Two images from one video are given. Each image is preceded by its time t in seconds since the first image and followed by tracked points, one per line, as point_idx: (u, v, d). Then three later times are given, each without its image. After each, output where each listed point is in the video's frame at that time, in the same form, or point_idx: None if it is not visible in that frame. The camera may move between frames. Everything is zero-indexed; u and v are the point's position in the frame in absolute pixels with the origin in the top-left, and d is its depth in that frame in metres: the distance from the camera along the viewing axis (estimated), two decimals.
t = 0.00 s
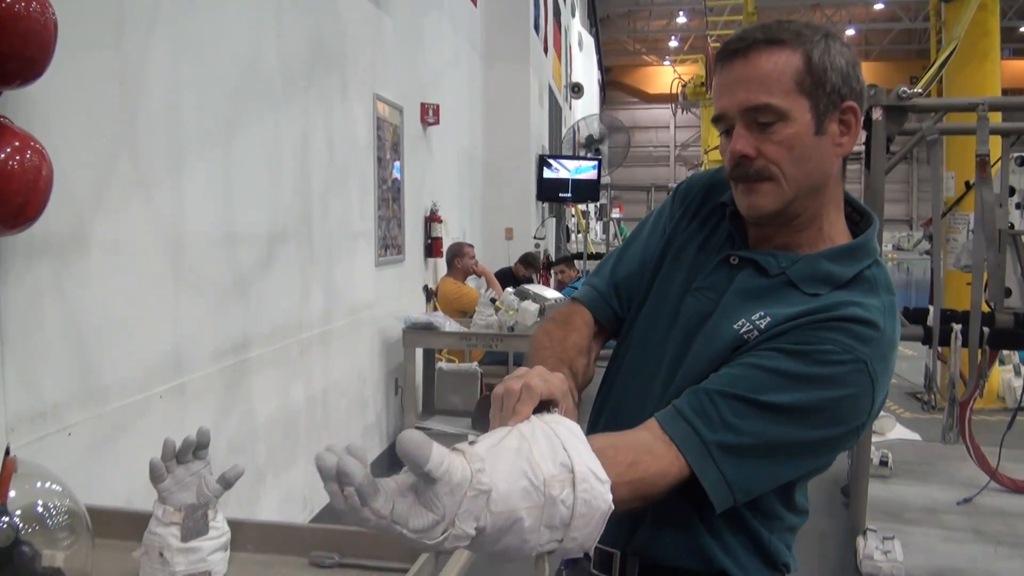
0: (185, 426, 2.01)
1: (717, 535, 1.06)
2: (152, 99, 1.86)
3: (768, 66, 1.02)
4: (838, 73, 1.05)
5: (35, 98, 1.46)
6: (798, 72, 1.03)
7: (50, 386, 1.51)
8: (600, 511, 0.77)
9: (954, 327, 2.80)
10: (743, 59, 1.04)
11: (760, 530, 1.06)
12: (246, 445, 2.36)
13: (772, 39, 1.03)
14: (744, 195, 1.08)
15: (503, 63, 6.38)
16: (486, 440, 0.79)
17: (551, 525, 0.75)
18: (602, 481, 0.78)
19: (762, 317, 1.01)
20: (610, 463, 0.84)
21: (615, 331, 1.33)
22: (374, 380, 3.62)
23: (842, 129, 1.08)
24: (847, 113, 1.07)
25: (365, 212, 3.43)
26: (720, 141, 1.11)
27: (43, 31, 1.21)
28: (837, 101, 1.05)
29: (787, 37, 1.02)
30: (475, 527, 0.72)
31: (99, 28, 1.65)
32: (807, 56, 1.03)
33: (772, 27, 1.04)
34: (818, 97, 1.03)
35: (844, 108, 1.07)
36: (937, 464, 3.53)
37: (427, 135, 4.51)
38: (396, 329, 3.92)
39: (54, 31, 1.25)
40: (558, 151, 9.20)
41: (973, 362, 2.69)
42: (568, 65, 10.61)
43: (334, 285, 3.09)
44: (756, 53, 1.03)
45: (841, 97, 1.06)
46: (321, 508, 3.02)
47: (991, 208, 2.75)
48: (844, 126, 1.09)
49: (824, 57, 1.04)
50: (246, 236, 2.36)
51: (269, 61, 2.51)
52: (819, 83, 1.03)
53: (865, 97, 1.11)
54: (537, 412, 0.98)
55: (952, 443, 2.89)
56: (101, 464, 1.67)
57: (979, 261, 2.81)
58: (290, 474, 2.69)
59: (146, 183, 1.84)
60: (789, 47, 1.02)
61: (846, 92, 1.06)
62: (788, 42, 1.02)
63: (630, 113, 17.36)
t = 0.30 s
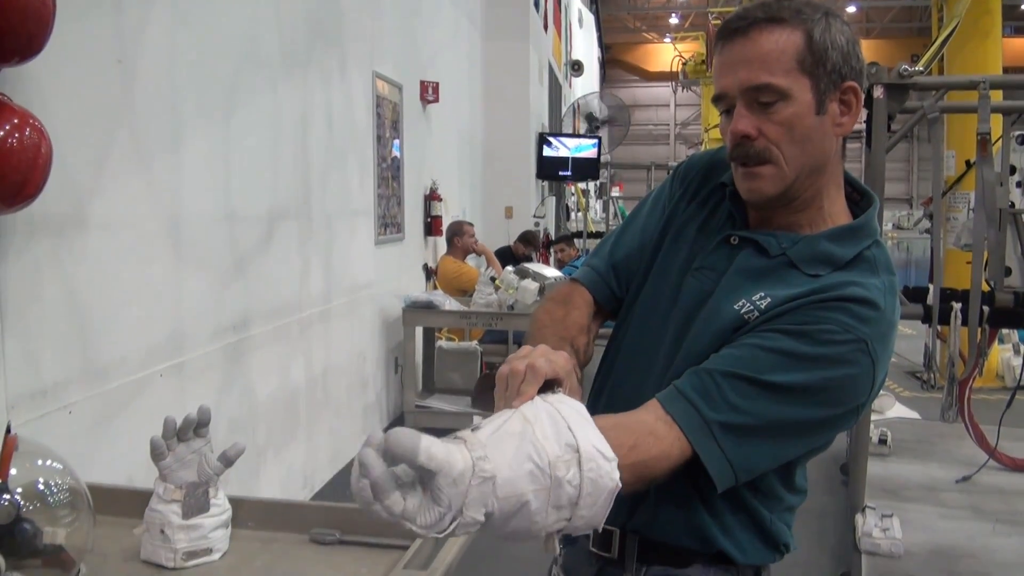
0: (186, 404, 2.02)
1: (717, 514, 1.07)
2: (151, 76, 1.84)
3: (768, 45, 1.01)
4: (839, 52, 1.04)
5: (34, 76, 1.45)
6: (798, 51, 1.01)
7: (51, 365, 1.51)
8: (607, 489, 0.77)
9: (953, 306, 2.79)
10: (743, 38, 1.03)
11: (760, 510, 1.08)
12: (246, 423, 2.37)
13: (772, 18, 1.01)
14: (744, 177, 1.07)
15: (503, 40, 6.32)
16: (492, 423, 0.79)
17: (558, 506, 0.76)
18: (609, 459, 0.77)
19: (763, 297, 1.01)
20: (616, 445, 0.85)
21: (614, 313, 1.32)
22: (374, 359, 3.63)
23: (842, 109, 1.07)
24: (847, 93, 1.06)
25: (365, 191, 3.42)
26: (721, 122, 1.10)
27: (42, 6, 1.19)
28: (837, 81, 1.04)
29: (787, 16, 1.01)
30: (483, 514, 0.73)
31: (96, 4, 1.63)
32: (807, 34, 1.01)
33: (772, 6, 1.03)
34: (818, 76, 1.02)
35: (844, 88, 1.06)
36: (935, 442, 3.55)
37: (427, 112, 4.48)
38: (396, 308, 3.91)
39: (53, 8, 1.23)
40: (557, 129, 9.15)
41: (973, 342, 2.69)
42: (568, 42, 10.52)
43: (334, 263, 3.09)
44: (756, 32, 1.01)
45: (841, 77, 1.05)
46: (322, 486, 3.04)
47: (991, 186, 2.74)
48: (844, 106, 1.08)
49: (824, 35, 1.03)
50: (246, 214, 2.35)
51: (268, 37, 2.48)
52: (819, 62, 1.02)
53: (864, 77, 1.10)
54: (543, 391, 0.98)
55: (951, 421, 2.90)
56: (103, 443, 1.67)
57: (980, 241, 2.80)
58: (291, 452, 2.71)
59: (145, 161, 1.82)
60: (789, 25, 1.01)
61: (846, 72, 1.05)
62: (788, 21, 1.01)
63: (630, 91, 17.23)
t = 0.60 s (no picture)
0: (187, 392, 2.02)
1: (716, 501, 1.07)
2: (150, 63, 1.83)
3: (769, 31, 1.00)
4: (839, 40, 1.03)
5: (33, 63, 1.44)
6: (799, 39, 1.00)
7: (51, 353, 1.51)
8: (609, 483, 0.77)
9: (954, 293, 2.79)
10: (743, 24, 1.02)
11: (762, 500, 1.08)
12: (247, 410, 2.37)
13: (774, 4, 1.00)
14: (742, 164, 1.06)
15: (502, 26, 6.28)
16: (492, 419, 0.79)
17: (562, 499, 0.75)
18: (610, 453, 0.78)
19: (759, 285, 1.01)
20: (617, 437, 0.85)
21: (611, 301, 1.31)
22: (374, 346, 3.62)
23: (841, 97, 1.05)
24: (847, 82, 1.05)
25: (365, 178, 3.41)
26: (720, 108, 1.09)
27: None
28: (837, 69, 1.03)
29: (789, 3, 1.00)
30: (488, 510, 0.72)
31: None
32: (808, 22, 1.00)
33: None
34: (818, 64, 1.02)
35: (844, 77, 1.05)
36: (935, 429, 3.56)
37: (427, 99, 4.46)
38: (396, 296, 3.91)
39: None
40: (557, 117, 9.11)
41: (973, 329, 2.69)
42: (568, 29, 10.45)
43: (334, 251, 3.08)
44: (757, 17, 1.00)
45: (841, 66, 1.04)
46: (322, 474, 3.05)
47: (992, 173, 2.73)
48: (844, 95, 1.07)
49: (826, 23, 1.02)
50: (246, 202, 2.35)
51: (267, 24, 2.46)
52: (819, 50, 1.01)
53: (865, 66, 1.09)
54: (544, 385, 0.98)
55: (951, 408, 2.91)
56: (104, 431, 1.68)
57: (980, 228, 2.80)
58: (291, 439, 2.71)
59: (145, 148, 1.82)
60: (791, 12, 1.00)
61: (846, 60, 1.04)
62: (789, 7, 1.00)
63: (630, 77, 17.14)
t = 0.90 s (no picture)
0: (187, 395, 2.02)
1: (715, 503, 1.07)
2: (151, 66, 1.83)
3: (758, 31, 1.00)
4: (829, 39, 1.03)
5: (33, 66, 1.44)
6: (788, 38, 1.00)
7: (52, 355, 1.51)
8: (609, 495, 0.77)
9: (954, 295, 2.79)
10: (732, 26, 1.02)
11: (763, 503, 1.07)
12: (248, 412, 2.37)
13: (763, 4, 1.01)
14: (734, 165, 1.06)
15: (502, 29, 6.29)
16: (499, 423, 0.79)
17: (561, 508, 0.76)
18: (611, 464, 0.77)
19: (752, 288, 1.01)
20: (616, 442, 0.85)
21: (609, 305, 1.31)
22: (374, 349, 3.63)
23: (833, 96, 1.05)
24: (839, 81, 1.05)
25: (365, 180, 3.41)
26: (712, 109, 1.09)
27: None
28: (827, 68, 1.03)
29: (778, 3, 1.00)
30: (490, 511, 0.73)
31: None
32: (797, 21, 1.01)
33: None
34: (808, 63, 1.02)
35: (836, 76, 1.04)
36: (936, 431, 3.55)
37: (427, 101, 4.46)
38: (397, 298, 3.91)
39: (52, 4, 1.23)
40: (557, 119, 9.11)
41: (973, 331, 2.70)
42: (568, 31, 10.46)
43: (334, 254, 3.09)
44: (746, 18, 1.01)
45: (832, 64, 1.04)
46: (323, 477, 3.05)
47: (993, 175, 2.73)
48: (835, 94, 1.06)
49: (815, 22, 1.02)
50: (246, 205, 2.35)
51: (267, 27, 2.46)
52: (809, 50, 1.01)
53: (856, 64, 1.08)
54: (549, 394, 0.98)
55: (952, 410, 2.90)
56: (104, 434, 1.67)
57: (981, 229, 2.80)
58: (292, 441, 2.71)
59: (145, 151, 1.82)
60: (780, 13, 1.00)
61: (836, 59, 1.04)
62: (778, 8, 1.00)
63: (630, 79, 17.15)
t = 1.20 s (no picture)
0: (187, 402, 2.02)
1: (715, 513, 1.07)
2: (152, 73, 1.84)
3: (754, 39, 1.00)
4: (825, 46, 1.03)
5: (34, 74, 1.45)
6: (784, 46, 1.01)
7: (52, 361, 1.51)
8: (618, 494, 0.77)
9: (954, 302, 2.79)
10: (729, 34, 1.02)
11: (761, 512, 1.08)
12: (248, 419, 2.37)
13: (759, 12, 1.01)
14: (731, 172, 1.06)
15: (502, 37, 6.32)
16: (506, 422, 0.79)
17: (570, 505, 0.76)
18: (618, 463, 0.78)
19: (748, 297, 1.01)
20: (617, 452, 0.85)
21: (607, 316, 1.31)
22: (375, 356, 3.63)
23: (828, 103, 1.06)
24: (834, 88, 1.05)
25: (365, 187, 3.42)
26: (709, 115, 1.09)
27: (41, 4, 1.19)
28: (823, 76, 1.03)
29: (774, 11, 1.01)
30: (499, 504, 0.72)
31: None
32: (794, 29, 1.01)
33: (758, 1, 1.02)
34: (804, 71, 1.02)
35: (832, 83, 1.05)
36: (937, 438, 3.55)
37: (427, 109, 4.47)
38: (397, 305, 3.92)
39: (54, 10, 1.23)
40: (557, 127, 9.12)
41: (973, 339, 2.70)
42: (568, 39, 10.48)
43: (335, 260, 3.09)
44: (743, 27, 1.01)
45: (828, 71, 1.04)
46: (322, 484, 3.04)
47: (992, 182, 2.74)
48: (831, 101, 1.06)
49: (811, 29, 1.02)
50: (247, 212, 2.36)
51: (267, 34, 2.47)
52: (805, 58, 1.01)
53: (852, 72, 1.09)
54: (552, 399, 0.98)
55: (952, 418, 2.90)
56: (103, 440, 1.67)
57: (980, 237, 2.81)
58: (291, 448, 2.71)
59: (146, 157, 1.82)
60: (776, 20, 1.00)
61: (833, 66, 1.04)
62: (774, 15, 1.00)
63: (630, 87, 17.19)
